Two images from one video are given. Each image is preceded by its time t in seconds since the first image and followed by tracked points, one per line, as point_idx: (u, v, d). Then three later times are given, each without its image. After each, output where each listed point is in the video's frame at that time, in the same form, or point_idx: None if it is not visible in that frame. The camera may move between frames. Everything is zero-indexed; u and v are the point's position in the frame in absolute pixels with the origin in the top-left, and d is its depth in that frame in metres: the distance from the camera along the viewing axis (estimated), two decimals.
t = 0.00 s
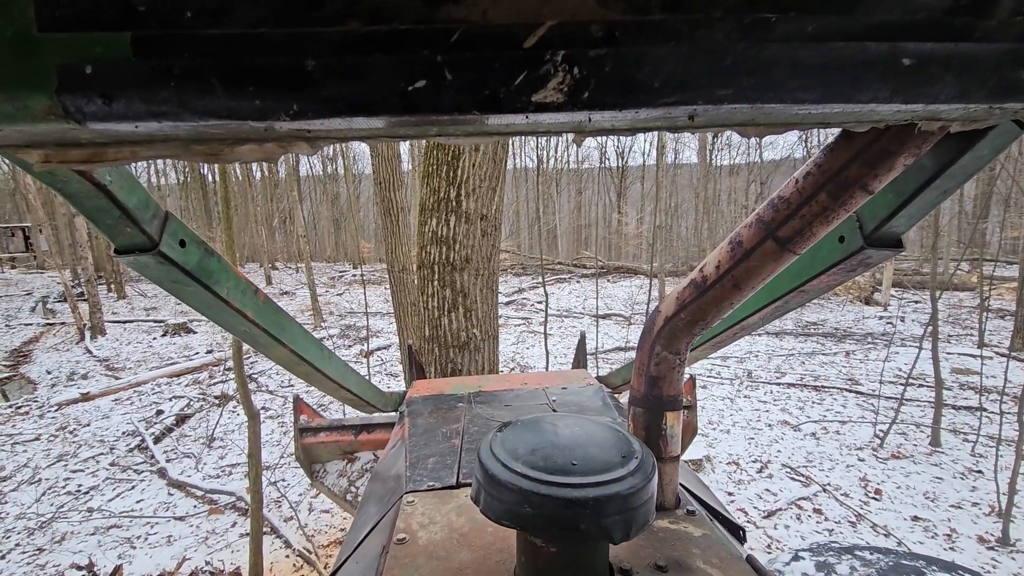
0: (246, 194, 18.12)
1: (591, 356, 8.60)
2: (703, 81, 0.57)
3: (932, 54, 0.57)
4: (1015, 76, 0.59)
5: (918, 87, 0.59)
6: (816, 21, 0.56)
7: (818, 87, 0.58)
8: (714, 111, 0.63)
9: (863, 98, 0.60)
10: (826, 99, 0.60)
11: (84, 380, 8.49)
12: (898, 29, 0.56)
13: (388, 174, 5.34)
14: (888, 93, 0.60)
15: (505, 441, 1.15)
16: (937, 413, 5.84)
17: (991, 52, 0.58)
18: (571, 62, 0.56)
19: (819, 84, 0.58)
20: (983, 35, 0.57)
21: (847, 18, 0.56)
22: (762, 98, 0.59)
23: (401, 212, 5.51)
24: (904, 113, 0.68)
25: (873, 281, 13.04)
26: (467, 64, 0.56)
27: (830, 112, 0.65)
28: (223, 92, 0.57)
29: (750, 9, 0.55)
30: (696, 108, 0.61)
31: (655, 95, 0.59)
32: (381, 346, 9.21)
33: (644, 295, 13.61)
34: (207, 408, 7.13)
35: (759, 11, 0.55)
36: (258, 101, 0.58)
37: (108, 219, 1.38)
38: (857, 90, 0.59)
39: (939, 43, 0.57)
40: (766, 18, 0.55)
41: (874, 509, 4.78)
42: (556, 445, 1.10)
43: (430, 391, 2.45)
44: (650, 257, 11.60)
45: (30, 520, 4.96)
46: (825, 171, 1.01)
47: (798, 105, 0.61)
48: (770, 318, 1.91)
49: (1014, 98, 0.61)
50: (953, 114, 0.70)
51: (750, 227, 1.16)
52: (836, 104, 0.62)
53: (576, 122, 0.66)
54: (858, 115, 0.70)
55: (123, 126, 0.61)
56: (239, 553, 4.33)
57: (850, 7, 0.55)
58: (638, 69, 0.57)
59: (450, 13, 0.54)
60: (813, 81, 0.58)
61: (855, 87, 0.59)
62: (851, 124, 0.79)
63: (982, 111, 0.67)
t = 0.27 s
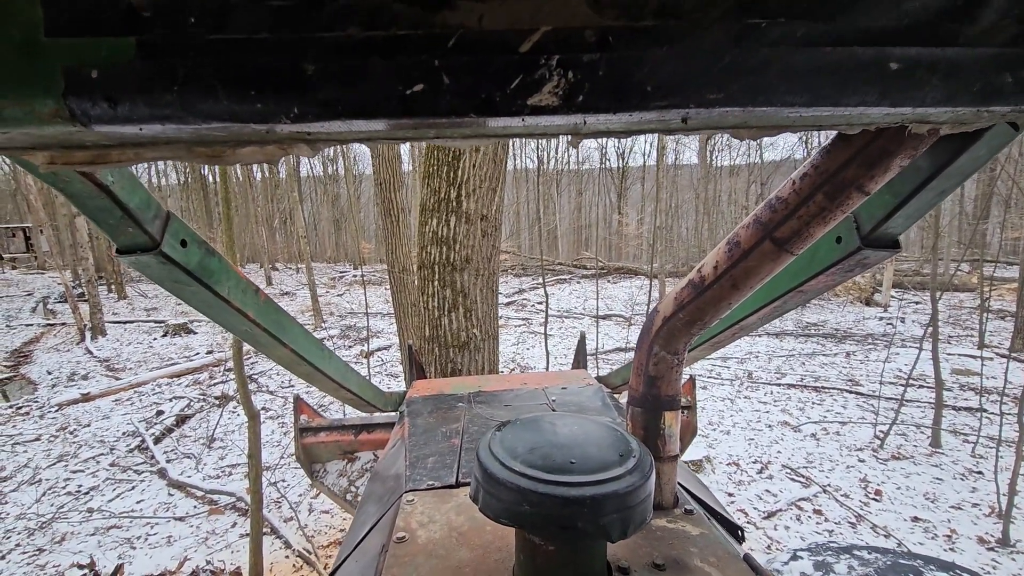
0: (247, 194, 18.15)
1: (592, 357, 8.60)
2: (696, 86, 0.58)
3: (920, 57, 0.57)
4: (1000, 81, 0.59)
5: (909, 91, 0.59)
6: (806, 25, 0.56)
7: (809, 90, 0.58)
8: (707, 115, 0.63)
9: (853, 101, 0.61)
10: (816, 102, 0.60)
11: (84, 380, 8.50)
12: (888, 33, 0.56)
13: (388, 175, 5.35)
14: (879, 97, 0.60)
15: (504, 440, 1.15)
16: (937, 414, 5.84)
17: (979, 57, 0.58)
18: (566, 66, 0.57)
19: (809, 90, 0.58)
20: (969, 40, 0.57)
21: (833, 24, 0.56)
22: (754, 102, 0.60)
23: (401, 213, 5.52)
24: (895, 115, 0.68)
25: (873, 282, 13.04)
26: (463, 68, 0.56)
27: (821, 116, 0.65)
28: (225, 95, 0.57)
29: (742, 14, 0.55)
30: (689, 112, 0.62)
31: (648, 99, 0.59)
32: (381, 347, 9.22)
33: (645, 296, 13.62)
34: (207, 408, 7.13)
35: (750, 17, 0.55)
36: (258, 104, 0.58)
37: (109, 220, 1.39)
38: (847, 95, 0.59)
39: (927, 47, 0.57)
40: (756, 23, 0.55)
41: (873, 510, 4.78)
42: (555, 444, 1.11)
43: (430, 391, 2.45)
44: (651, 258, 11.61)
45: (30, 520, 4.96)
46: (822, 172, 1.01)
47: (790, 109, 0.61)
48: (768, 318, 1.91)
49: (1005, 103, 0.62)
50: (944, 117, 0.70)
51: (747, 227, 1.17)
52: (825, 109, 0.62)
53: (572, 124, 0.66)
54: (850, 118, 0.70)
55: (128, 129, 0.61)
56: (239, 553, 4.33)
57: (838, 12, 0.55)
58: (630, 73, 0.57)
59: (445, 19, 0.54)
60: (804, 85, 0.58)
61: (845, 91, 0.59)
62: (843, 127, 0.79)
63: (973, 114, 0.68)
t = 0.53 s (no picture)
0: (247, 195, 18.15)
1: (592, 357, 8.60)
2: (706, 82, 0.58)
3: (930, 54, 0.57)
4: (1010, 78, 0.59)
5: (920, 87, 0.59)
6: (817, 22, 0.55)
7: (818, 86, 0.58)
8: (717, 111, 0.63)
9: (862, 98, 0.60)
10: (826, 99, 0.60)
11: (84, 380, 8.49)
12: (898, 29, 0.56)
13: (388, 175, 5.35)
14: (890, 93, 0.60)
15: (507, 439, 1.15)
16: (938, 415, 5.83)
17: (991, 53, 0.58)
18: (578, 62, 0.56)
19: (819, 86, 0.58)
20: (977, 38, 0.57)
21: (844, 20, 0.56)
22: (764, 98, 0.59)
23: (401, 214, 5.53)
24: (903, 112, 0.68)
25: (873, 282, 13.04)
26: (475, 64, 0.56)
27: (830, 112, 0.65)
28: (238, 91, 0.57)
29: (753, 11, 0.55)
30: (699, 108, 0.61)
31: (658, 95, 0.59)
32: (381, 347, 9.21)
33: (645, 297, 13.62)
34: (207, 408, 7.13)
35: (761, 13, 0.55)
36: (270, 100, 0.58)
37: (112, 218, 1.38)
38: (857, 92, 0.59)
39: (936, 44, 0.57)
40: (768, 18, 0.55)
41: (874, 511, 4.77)
42: (558, 443, 1.10)
43: (432, 391, 2.45)
44: (651, 259, 11.60)
45: (30, 521, 4.95)
46: (826, 171, 1.01)
47: (800, 105, 0.61)
48: (771, 318, 1.91)
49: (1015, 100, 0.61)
50: (951, 115, 0.70)
51: (751, 227, 1.16)
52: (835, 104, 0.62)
53: (581, 121, 0.66)
54: (857, 115, 0.70)
55: (140, 124, 0.61)
56: (240, 554, 4.33)
57: (848, 9, 0.55)
58: (641, 69, 0.57)
59: (457, 15, 0.54)
60: (815, 81, 0.58)
61: (855, 88, 0.59)
62: (848, 126, 0.79)
63: (981, 111, 0.68)
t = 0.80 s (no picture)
0: (248, 194, 18.16)
1: (592, 357, 8.59)
2: (699, 86, 0.57)
3: (926, 58, 0.57)
4: (1007, 82, 0.58)
5: (916, 91, 0.58)
6: (813, 25, 0.55)
7: (813, 91, 0.58)
8: (711, 115, 0.63)
9: (858, 103, 0.60)
10: (821, 103, 0.59)
11: (85, 380, 8.49)
12: (893, 33, 0.55)
13: (389, 175, 5.34)
14: (885, 97, 0.59)
15: (505, 442, 1.14)
16: (939, 415, 5.82)
17: (988, 56, 0.57)
18: (569, 67, 0.56)
19: (814, 91, 0.58)
20: (975, 42, 0.56)
21: (840, 26, 0.55)
22: (758, 102, 0.59)
23: (402, 214, 5.53)
24: (901, 116, 0.67)
25: (874, 282, 13.02)
26: (465, 69, 0.55)
27: (825, 116, 0.65)
28: (225, 97, 0.56)
29: (747, 16, 0.54)
30: (694, 112, 0.61)
31: (652, 100, 0.58)
32: (382, 347, 9.21)
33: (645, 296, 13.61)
34: (208, 408, 7.14)
35: (754, 18, 0.54)
36: (259, 105, 0.57)
37: (109, 220, 1.38)
38: (852, 96, 0.59)
39: (932, 48, 0.56)
40: (762, 22, 0.54)
41: (874, 511, 4.77)
42: (556, 445, 1.10)
43: (431, 391, 2.45)
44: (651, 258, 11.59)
45: (30, 520, 4.96)
46: (827, 172, 1.00)
47: (795, 110, 0.61)
48: (770, 319, 1.90)
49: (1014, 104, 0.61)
50: (949, 118, 0.69)
51: (750, 228, 1.16)
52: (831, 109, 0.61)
53: (575, 125, 0.66)
54: (852, 119, 0.69)
55: (126, 128, 0.61)
56: (240, 553, 4.33)
57: (846, 10, 0.54)
58: (634, 74, 0.57)
59: (448, 18, 0.53)
60: (809, 85, 0.57)
61: (850, 93, 0.58)
62: (846, 127, 0.78)
63: (978, 115, 0.67)
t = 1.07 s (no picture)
0: (247, 194, 18.14)
1: (592, 357, 8.59)
2: (706, 75, 0.56)
3: (934, 48, 0.56)
4: (1015, 74, 0.58)
5: (924, 82, 0.58)
6: (819, 15, 0.55)
7: (821, 80, 0.57)
8: (718, 105, 0.62)
9: (866, 94, 0.59)
10: (829, 94, 0.59)
11: (84, 380, 8.47)
12: (899, 24, 0.55)
13: (388, 174, 5.34)
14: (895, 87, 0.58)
15: (506, 438, 1.14)
16: (939, 415, 5.82)
17: (995, 48, 0.57)
18: (576, 55, 0.55)
19: (822, 81, 0.57)
20: (984, 32, 0.56)
21: (847, 16, 0.55)
22: (766, 93, 0.58)
23: (402, 213, 5.53)
24: (907, 108, 0.67)
25: (874, 282, 13.03)
26: (471, 58, 0.55)
27: (833, 107, 0.64)
28: (229, 84, 0.55)
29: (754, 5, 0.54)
30: (700, 102, 0.60)
31: (659, 89, 0.57)
32: (381, 347, 9.21)
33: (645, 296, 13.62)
34: (207, 408, 7.13)
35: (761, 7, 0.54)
36: (262, 93, 0.56)
37: (108, 215, 1.37)
38: (859, 87, 0.58)
39: (940, 37, 0.56)
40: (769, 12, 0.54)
41: (875, 511, 4.77)
42: (558, 442, 1.09)
43: (431, 389, 2.44)
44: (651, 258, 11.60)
45: (29, 520, 4.95)
46: (828, 169, 1.00)
47: (803, 100, 0.60)
48: (771, 318, 1.90)
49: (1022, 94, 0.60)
50: (956, 110, 0.69)
51: (751, 225, 1.15)
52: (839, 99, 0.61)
53: (580, 116, 0.65)
54: (860, 111, 0.69)
55: (129, 118, 0.60)
56: (240, 553, 4.32)
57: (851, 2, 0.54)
58: (641, 62, 0.56)
59: (454, 7, 0.53)
60: (817, 75, 0.56)
61: (859, 82, 0.58)
62: (849, 121, 0.78)
63: (986, 106, 0.67)
